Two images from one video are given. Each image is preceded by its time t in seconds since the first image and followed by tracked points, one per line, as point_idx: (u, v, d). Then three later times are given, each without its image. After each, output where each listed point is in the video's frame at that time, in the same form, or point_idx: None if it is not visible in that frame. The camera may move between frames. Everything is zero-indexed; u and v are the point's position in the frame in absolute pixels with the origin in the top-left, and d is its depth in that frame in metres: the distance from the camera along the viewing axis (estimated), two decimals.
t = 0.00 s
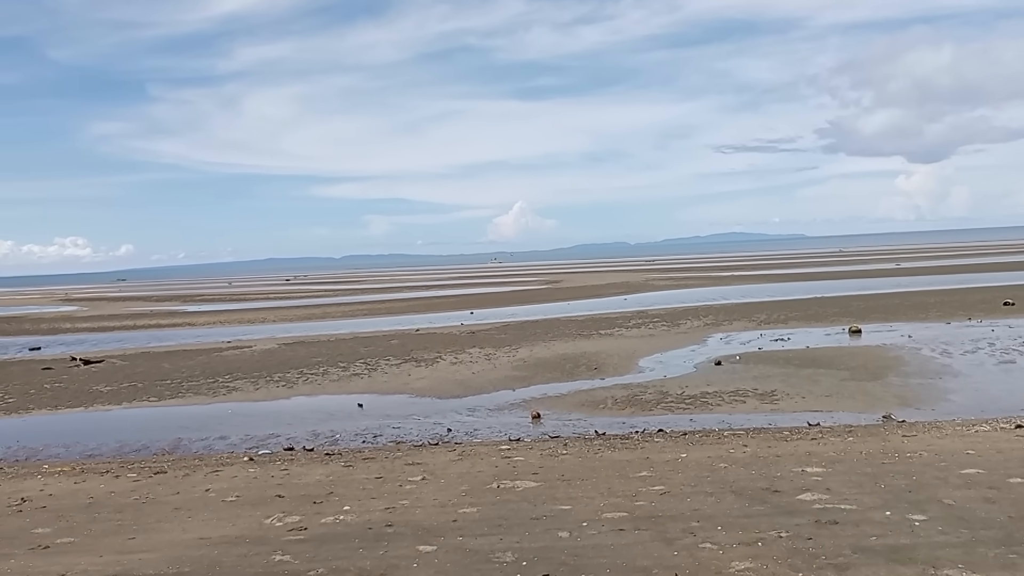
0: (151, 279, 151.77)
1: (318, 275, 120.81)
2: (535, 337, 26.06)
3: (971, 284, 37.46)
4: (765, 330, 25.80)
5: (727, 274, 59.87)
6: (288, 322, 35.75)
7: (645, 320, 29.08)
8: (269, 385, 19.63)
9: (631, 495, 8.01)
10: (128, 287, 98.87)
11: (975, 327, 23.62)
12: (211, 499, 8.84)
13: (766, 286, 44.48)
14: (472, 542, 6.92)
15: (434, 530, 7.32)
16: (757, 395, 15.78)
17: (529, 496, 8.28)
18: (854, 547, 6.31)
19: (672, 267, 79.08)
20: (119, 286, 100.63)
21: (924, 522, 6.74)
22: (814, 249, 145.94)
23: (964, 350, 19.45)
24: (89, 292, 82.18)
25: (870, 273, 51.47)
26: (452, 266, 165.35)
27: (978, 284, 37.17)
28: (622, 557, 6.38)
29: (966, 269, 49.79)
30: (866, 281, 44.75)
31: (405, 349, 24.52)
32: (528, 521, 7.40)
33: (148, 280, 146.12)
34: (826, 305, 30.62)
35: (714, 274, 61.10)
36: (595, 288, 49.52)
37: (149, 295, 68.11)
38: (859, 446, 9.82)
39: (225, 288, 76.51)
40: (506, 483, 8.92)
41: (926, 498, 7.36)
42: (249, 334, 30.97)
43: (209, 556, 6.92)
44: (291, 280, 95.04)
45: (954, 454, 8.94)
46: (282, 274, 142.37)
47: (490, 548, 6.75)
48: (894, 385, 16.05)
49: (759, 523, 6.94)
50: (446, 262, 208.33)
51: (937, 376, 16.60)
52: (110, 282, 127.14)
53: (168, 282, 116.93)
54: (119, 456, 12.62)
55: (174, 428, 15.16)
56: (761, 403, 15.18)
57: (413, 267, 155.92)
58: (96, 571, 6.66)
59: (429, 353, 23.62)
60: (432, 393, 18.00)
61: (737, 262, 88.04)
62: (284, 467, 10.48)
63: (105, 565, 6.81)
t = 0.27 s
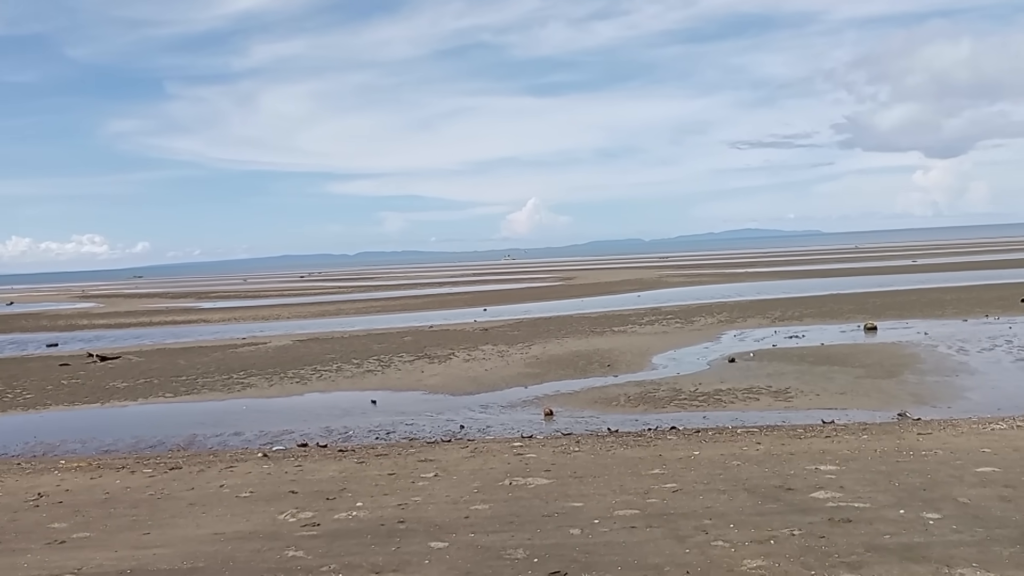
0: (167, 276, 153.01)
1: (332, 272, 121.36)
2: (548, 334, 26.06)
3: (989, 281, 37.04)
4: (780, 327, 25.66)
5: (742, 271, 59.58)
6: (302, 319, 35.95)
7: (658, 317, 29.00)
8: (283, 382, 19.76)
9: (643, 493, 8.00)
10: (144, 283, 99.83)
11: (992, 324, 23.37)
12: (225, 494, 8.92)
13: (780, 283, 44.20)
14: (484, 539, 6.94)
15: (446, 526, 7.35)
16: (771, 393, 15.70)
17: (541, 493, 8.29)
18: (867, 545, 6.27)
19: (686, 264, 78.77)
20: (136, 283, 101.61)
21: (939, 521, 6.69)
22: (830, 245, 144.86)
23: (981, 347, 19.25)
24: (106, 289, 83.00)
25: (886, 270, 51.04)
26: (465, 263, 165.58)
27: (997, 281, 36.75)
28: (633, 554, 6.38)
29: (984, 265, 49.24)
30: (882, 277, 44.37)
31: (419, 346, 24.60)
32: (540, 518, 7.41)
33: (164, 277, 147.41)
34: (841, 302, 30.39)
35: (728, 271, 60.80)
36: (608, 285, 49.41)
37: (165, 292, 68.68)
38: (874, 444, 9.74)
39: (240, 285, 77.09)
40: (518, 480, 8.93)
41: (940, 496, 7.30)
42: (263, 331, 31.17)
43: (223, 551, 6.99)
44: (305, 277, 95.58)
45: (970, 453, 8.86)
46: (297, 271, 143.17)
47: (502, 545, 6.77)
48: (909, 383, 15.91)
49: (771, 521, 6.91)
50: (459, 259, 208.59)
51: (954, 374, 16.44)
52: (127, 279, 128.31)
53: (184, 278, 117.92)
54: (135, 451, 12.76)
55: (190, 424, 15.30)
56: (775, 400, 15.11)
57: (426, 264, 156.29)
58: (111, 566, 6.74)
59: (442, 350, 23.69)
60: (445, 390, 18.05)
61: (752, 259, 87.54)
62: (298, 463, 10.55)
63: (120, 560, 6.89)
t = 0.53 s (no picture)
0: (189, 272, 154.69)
1: (352, 267, 122.10)
2: (567, 326, 26.05)
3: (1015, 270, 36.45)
4: (801, 318, 25.44)
5: (762, 262, 59.14)
6: (322, 313, 36.24)
7: (678, 309, 28.87)
8: (305, 376, 19.94)
9: (664, 485, 7.99)
10: (168, 280, 101.11)
11: (1019, 313, 23.01)
12: (249, 488, 9.04)
13: (801, 274, 43.79)
14: (505, 531, 6.98)
15: (467, 518, 7.40)
16: (792, 384, 15.59)
17: (562, 485, 8.31)
18: (890, 536, 6.23)
19: (705, 255, 78.29)
20: (160, 280, 102.91)
21: (963, 512, 6.62)
22: (852, 235, 143.15)
23: (1007, 337, 18.97)
24: (131, 285, 84.17)
25: (909, 259, 50.39)
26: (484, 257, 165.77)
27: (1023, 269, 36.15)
28: (654, 546, 6.38)
29: (1010, 254, 48.41)
30: (906, 267, 43.84)
31: (438, 339, 24.71)
32: (560, 509, 7.44)
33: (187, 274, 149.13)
34: (863, 293, 30.06)
35: (748, 262, 60.37)
36: (628, 277, 49.25)
37: (189, 288, 69.51)
38: (897, 435, 9.64)
39: (262, 281, 77.86)
40: (539, 472, 8.96)
41: (965, 487, 7.22)
42: (285, 326, 31.47)
43: (247, 543, 7.09)
44: (326, 272, 96.29)
45: (995, 443, 8.75)
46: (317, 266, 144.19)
47: (522, 537, 6.80)
48: (933, 373, 15.73)
49: (793, 512, 6.88)
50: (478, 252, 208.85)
51: (979, 364, 16.22)
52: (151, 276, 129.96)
53: (206, 274, 119.21)
54: (160, 445, 12.96)
55: (213, 418, 15.51)
56: (796, 391, 15.00)
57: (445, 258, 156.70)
58: (137, 558, 6.87)
59: (461, 343, 23.77)
60: (464, 383, 18.13)
61: (772, 250, 86.74)
62: (320, 456, 10.65)
63: (147, 553, 7.01)
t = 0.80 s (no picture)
0: (195, 271, 155.04)
1: (356, 265, 122.20)
2: (570, 325, 26.04)
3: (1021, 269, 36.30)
4: (805, 317, 25.38)
5: (767, 260, 58.99)
6: (326, 311, 36.29)
7: (682, 308, 28.84)
8: (309, 374, 19.98)
9: (666, 484, 7.99)
10: (173, 278, 101.50)
11: None
12: (252, 485, 9.06)
13: (806, 272, 43.67)
14: (507, 529, 6.98)
15: (469, 517, 7.40)
16: (796, 383, 15.57)
17: (564, 484, 8.31)
18: (892, 536, 6.22)
19: (710, 254, 78.15)
20: (165, 278, 103.32)
21: (966, 511, 6.60)
22: (858, 234, 142.71)
23: (1012, 336, 18.90)
24: (136, 284, 84.41)
25: (915, 258, 50.20)
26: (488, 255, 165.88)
27: None
28: (655, 545, 6.38)
29: (1017, 253, 48.18)
30: (911, 266, 43.69)
31: (442, 338, 24.73)
32: (562, 508, 7.44)
33: (192, 272, 149.56)
34: (868, 292, 29.97)
35: (753, 260, 60.22)
36: (632, 276, 49.17)
37: (193, 286, 69.67)
38: (900, 434, 9.62)
39: (266, 279, 78.05)
40: (541, 471, 8.97)
41: (967, 487, 7.20)
42: (289, 324, 31.53)
43: (250, 541, 7.11)
44: (331, 270, 96.47)
45: (998, 443, 8.72)
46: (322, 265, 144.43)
47: (524, 536, 6.81)
48: (938, 372, 15.67)
49: (795, 512, 6.87)
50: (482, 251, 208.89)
51: (983, 363, 16.16)
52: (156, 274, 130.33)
53: (211, 273, 119.48)
54: (164, 443, 13.01)
55: (217, 416, 15.54)
56: (800, 391, 14.97)
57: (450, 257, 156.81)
58: (139, 556, 6.89)
59: (465, 341, 23.79)
60: (468, 381, 18.14)
61: (778, 249, 86.53)
62: (323, 454, 10.68)
63: (149, 550, 7.03)
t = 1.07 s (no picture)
0: (192, 270, 154.91)
1: (354, 265, 122.09)
2: (568, 325, 26.04)
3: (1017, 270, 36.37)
4: (802, 317, 25.42)
5: (764, 261, 59.06)
6: (324, 311, 36.26)
7: (680, 308, 28.85)
8: (306, 374, 19.96)
9: (663, 484, 7.99)
10: (170, 277, 101.34)
11: (1021, 313, 22.96)
12: (248, 486, 9.05)
13: (803, 273, 43.72)
14: (502, 530, 6.98)
15: (465, 517, 7.40)
16: (792, 384, 15.60)
17: (560, 484, 8.32)
18: (888, 537, 6.22)
19: (708, 254, 78.23)
20: (162, 277, 103.14)
21: (961, 512, 6.61)
22: (855, 235, 142.94)
23: (1008, 337, 18.94)
24: (133, 283, 84.26)
25: (911, 259, 50.32)
26: (486, 255, 165.87)
27: None
28: (651, 546, 6.38)
29: (1015, 254, 48.27)
30: (908, 267, 43.76)
31: (439, 338, 24.72)
32: (559, 509, 7.44)
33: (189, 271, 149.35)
34: (865, 292, 30.01)
35: (751, 261, 60.28)
36: (630, 276, 49.19)
37: (190, 286, 69.55)
38: (897, 435, 9.64)
39: (264, 279, 77.97)
40: (538, 471, 8.97)
41: (963, 488, 7.21)
42: (286, 324, 31.51)
43: (245, 542, 7.10)
44: (328, 270, 96.37)
45: (994, 443, 8.74)
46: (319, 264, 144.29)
47: (520, 536, 6.80)
48: (934, 373, 15.69)
49: (791, 512, 6.87)
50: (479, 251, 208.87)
51: (979, 364, 16.19)
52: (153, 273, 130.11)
53: (209, 272, 119.29)
54: (160, 443, 12.99)
55: (214, 416, 15.52)
56: (796, 391, 14.99)
57: (447, 257, 156.77)
58: (135, 556, 6.88)
59: (462, 341, 23.78)
60: (465, 381, 18.14)
61: (775, 249, 86.61)
62: (319, 455, 10.67)
63: (144, 551, 7.02)
